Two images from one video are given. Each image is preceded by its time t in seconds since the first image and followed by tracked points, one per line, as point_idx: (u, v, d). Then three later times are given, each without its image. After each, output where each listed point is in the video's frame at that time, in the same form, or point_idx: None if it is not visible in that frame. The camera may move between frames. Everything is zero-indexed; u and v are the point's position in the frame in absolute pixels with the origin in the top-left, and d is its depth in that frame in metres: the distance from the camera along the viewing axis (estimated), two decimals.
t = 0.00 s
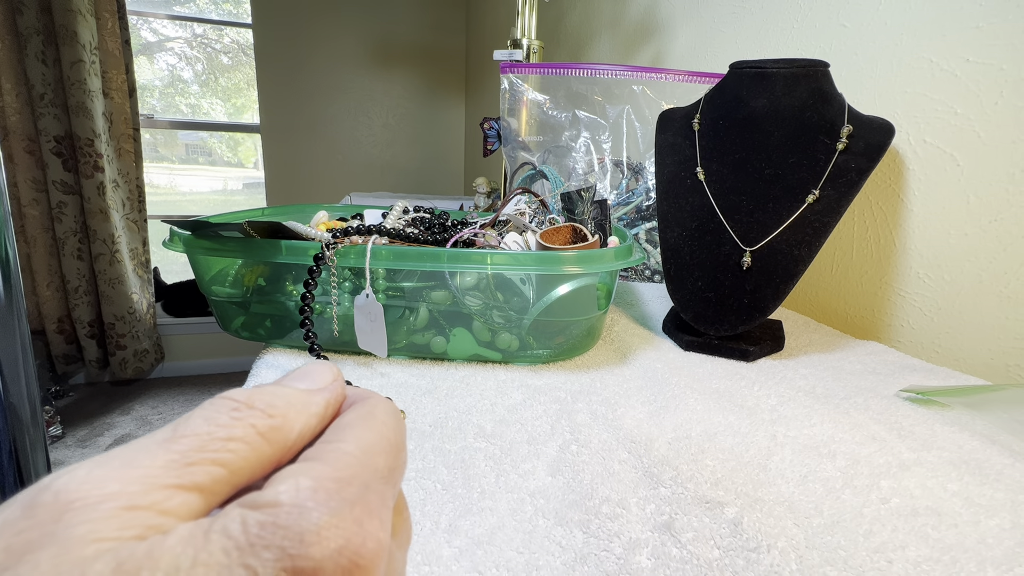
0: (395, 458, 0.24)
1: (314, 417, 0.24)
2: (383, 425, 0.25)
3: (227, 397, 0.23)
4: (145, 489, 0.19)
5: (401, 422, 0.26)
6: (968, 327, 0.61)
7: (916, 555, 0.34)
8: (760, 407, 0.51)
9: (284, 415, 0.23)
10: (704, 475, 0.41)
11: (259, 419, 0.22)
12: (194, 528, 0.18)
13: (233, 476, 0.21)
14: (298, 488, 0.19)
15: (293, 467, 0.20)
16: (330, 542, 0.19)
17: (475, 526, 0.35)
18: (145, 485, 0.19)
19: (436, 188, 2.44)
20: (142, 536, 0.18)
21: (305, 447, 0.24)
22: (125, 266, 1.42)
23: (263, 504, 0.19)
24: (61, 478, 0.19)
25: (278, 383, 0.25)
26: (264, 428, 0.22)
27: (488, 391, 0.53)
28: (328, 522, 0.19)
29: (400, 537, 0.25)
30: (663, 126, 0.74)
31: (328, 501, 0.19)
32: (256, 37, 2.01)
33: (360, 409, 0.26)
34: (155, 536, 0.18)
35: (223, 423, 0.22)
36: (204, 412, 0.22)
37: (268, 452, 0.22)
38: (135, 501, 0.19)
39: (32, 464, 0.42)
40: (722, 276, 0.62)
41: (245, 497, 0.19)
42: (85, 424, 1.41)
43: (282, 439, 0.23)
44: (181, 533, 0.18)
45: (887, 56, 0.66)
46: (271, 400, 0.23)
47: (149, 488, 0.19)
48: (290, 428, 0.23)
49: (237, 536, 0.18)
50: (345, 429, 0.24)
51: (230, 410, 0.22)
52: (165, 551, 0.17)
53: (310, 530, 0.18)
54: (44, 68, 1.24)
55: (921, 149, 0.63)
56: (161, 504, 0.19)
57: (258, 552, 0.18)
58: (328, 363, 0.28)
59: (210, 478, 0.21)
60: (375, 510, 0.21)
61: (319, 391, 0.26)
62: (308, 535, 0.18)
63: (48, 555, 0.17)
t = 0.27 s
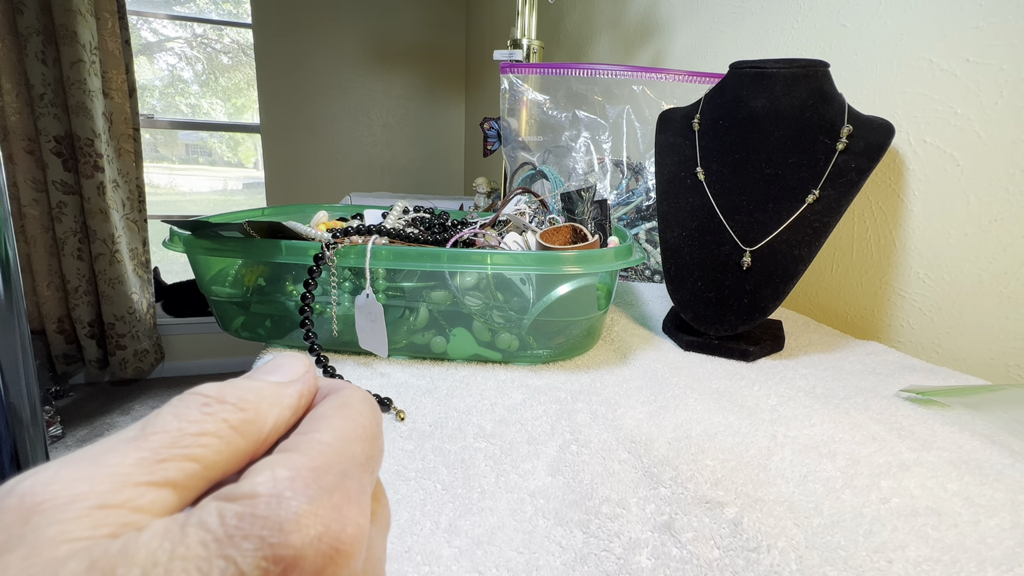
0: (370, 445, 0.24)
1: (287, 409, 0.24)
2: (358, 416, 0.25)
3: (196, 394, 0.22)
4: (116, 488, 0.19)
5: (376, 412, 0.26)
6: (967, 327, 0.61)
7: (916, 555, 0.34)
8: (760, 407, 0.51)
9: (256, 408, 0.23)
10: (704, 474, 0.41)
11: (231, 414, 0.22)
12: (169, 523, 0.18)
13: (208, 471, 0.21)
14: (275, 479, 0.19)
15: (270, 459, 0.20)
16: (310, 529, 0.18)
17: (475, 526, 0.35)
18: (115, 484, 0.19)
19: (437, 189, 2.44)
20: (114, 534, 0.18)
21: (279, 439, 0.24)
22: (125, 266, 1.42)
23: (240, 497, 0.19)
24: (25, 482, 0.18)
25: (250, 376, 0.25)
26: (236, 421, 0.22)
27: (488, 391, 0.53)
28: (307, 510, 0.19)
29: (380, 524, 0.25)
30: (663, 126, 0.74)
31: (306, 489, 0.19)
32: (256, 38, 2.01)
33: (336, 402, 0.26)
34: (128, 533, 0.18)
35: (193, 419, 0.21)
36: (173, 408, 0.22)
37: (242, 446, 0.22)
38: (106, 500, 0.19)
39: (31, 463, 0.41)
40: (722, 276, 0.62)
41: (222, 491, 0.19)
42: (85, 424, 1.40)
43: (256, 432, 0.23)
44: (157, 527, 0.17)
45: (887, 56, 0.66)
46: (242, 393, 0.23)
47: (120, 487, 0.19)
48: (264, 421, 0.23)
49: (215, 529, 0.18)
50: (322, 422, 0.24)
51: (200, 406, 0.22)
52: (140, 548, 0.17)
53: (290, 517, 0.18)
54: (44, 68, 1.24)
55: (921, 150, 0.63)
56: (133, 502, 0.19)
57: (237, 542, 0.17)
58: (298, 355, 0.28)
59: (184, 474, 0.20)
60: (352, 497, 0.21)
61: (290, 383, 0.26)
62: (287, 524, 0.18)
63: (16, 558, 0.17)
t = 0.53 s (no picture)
0: (386, 452, 0.25)
1: (302, 411, 0.25)
2: (373, 420, 0.25)
3: (213, 394, 0.23)
4: (141, 490, 0.19)
5: (388, 415, 0.27)
6: (967, 327, 0.61)
7: (916, 555, 0.34)
8: (760, 407, 0.51)
9: (273, 410, 0.23)
10: (704, 475, 0.41)
11: (250, 415, 0.23)
12: (195, 529, 0.18)
13: (228, 472, 0.22)
14: (301, 485, 0.20)
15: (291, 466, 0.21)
16: (337, 537, 0.19)
17: (475, 526, 0.35)
18: (141, 486, 0.19)
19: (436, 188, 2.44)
20: (143, 538, 0.18)
21: (292, 439, 0.25)
22: (125, 266, 1.42)
23: (266, 503, 0.19)
24: (50, 483, 0.19)
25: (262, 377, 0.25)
26: (254, 421, 0.23)
27: (488, 391, 0.53)
28: (333, 518, 0.19)
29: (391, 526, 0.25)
30: (663, 126, 0.74)
31: (331, 497, 0.20)
32: (256, 38, 2.01)
33: (348, 403, 0.27)
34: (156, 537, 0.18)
35: (213, 420, 0.22)
36: (192, 409, 0.22)
37: (259, 448, 0.23)
38: (133, 503, 0.19)
39: (33, 465, 0.42)
40: (722, 276, 0.62)
41: (245, 495, 0.19)
42: (85, 424, 1.40)
43: (273, 434, 0.23)
44: (185, 533, 0.18)
45: (887, 56, 0.66)
46: (259, 394, 0.23)
47: (145, 489, 0.19)
48: (280, 423, 0.23)
49: (243, 535, 0.18)
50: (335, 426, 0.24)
51: (218, 407, 0.22)
52: (172, 553, 0.17)
53: (319, 525, 0.19)
54: (44, 68, 1.25)
55: (921, 150, 0.63)
56: (159, 504, 0.19)
57: (266, 549, 0.18)
58: (312, 356, 0.29)
59: (205, 476, 0.21)
60: (373, 504, 0.21)
61: (306, 385, 0.26)
62: (315, 532, 0.19)
63: (48, 563, 0.17)
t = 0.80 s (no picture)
0: (398, 450, 0.25)
1: (315, 407, 0.25)
2: (385, 418, 0.26)
3: (230, 389, 0.23)
4: (164, 481, 0.19)
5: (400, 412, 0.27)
6: (968, 327, 0.61)
7: (917, 555, 0.34)
8: (760, 407, 0.51)
9: (289, 406, 0.24)
10: (704, 474, 0.41)
11: (266, 410, 0.23)
12: (217, 520, 0.18)
13: (244, 465, 0.22)
14: (317, 481, 0.20)
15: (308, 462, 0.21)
16: (353, 533, 0.20)
17: (475, 526, 0.35)
18: (163, 477, 0.19)
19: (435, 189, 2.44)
20: (167, 528, 0.18)
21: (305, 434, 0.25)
22: (125, 266, 1.42)
23: (284, 497, 0.19)
24: (77, 471, 0.19)
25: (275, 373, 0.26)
26: (272, 418, 0.23)
27: (488, 391, 0.53)
28: (350, 514, 0.20)
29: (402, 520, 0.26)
30: (664, 126, 0.74)
31: (347, 494, 0.20)
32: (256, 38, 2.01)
33: (359, 399, 0.27)
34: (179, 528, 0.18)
35: (231, 414, 0.22)
36: (211, 403, 0.22)
37: (275, 444, 0.23)
38: (156, 493, 0.19)
39: (31, 466, 0.41)
40: (722, 276, 0.62)
41: (263, 490, 0.20)
42: (85, 424, 1.40)
43: (287, 429, 0.23)
44: (207, 525, 0.18)
45: (887, 56, 0.66)
46: (275, 390, 0.24)
47: (167, 480, 0.19)
48: (296, 418, 0.24)
49: (263, 529, 0.18)
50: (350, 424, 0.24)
51: (236, 402, 0.22)
52: (195, 544, 0.18)
53: (334, 522, 0.19)
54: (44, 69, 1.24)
55: (921, 150, 0.63)
56: (180, 496, 0.19)
57: (285, 544, 0.18)
58: (324, 353, 0.29)
59: (224, 470, 0.21)
60: (388, 501, 0.22)
61: (318, 381, 0.26)
62: (332, 527, 0.19)
63: (76, 551, 0.17)
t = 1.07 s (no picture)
0: (391, 446, 0.25)
1: (309, 404, 0.25)
2: (379, 415, 0.26)
3: (224, 385, 0.23)
4: (157, 478, 0.19)
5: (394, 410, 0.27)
6: (968, 328, 0.61)
7: (916, 554, 0.34)
8: (760, 406, 0.51)
9: (282, 402, 0.24)
10: (704, 474, 0.41)
11: (259, 407, 0.23)
12: (210, 517, 0.18)
13: (237, 460, 0.22)
14: (309, 477, 0.20)
15: (301, 458, 0.21)
16: (345, 529, 0.20)
17: (475, 526, 0.35)
18: (156, 474, 0.19)
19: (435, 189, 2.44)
20: (158, 525, 0.18)
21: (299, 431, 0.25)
22: (125, 266, 1.42)
23: (276, 493, 0.20)
24: (70, 467, 0.19)
25: (269, 369, 0.26)
26: (265, 414, 0.23)
27: (488, 391, 0.53)
28: (342, 510, 0.20)
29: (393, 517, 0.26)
30: (664, 126, 0.74)
31: (340, 490, 0.20)
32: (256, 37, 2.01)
33: (353, 396, 0.27)
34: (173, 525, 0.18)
35: (225, 411, 0.22)
36: (204, 400, 0.22)
37: (268, 440, 0.23)
38: (148, 491, 0.19)
39: (31, 466, 0.41)
40: (721, 276, 0.62)
41: (256, 486, 0.20)
42: (85, 424, 1.40)
43: (281, 426, 0.24)
44: (199, 521, 0.18)
45: (887, 56, 0.66)
46: (269, 387, 0.24)
47: (160, 477, 0.19)
48: (289, 415, 0.24)
49: (254, 525, 0.18)
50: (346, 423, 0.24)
51: (230, 399, 0.23)
52: (186, 540, 0.18)
53: (327, 517, 0.19)
54: (44, 68, 1.24)
55: (921, 150, 0.63)
56: (172, 493, 0.19)
57: (276, 540, 0.18)
58: (319, 350, 0.29)
59: (217, 467, 0.21)
60: (380, 497, 0.22)
61: (312, 377, 0.27)
62: (324, 523, 0.19)
63: (68, 547, 0.17)
